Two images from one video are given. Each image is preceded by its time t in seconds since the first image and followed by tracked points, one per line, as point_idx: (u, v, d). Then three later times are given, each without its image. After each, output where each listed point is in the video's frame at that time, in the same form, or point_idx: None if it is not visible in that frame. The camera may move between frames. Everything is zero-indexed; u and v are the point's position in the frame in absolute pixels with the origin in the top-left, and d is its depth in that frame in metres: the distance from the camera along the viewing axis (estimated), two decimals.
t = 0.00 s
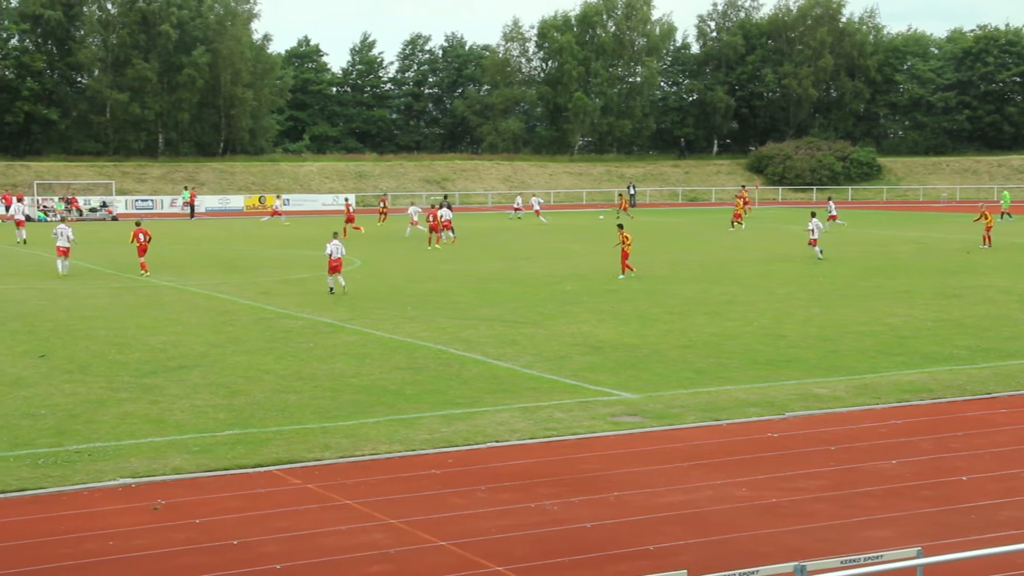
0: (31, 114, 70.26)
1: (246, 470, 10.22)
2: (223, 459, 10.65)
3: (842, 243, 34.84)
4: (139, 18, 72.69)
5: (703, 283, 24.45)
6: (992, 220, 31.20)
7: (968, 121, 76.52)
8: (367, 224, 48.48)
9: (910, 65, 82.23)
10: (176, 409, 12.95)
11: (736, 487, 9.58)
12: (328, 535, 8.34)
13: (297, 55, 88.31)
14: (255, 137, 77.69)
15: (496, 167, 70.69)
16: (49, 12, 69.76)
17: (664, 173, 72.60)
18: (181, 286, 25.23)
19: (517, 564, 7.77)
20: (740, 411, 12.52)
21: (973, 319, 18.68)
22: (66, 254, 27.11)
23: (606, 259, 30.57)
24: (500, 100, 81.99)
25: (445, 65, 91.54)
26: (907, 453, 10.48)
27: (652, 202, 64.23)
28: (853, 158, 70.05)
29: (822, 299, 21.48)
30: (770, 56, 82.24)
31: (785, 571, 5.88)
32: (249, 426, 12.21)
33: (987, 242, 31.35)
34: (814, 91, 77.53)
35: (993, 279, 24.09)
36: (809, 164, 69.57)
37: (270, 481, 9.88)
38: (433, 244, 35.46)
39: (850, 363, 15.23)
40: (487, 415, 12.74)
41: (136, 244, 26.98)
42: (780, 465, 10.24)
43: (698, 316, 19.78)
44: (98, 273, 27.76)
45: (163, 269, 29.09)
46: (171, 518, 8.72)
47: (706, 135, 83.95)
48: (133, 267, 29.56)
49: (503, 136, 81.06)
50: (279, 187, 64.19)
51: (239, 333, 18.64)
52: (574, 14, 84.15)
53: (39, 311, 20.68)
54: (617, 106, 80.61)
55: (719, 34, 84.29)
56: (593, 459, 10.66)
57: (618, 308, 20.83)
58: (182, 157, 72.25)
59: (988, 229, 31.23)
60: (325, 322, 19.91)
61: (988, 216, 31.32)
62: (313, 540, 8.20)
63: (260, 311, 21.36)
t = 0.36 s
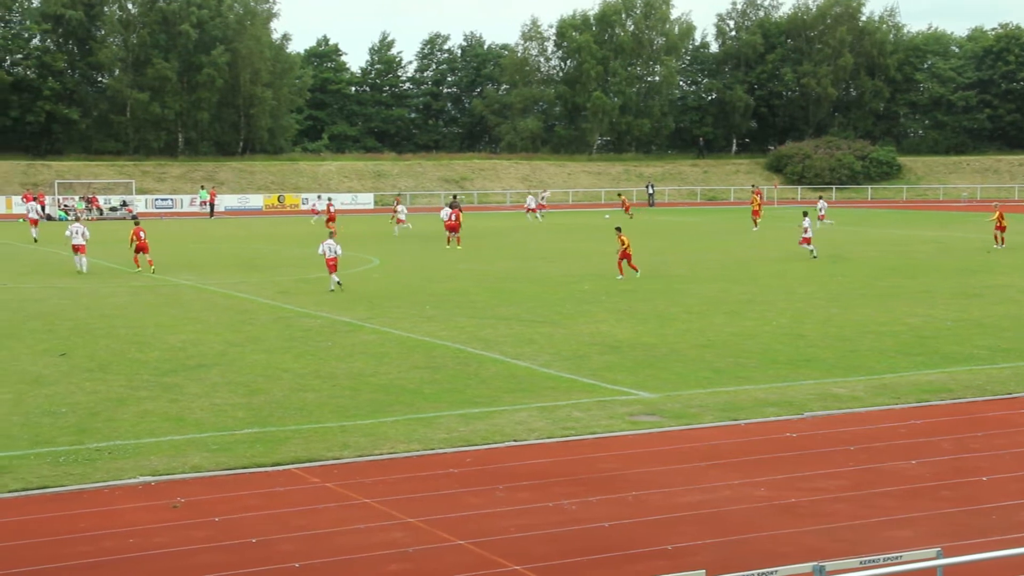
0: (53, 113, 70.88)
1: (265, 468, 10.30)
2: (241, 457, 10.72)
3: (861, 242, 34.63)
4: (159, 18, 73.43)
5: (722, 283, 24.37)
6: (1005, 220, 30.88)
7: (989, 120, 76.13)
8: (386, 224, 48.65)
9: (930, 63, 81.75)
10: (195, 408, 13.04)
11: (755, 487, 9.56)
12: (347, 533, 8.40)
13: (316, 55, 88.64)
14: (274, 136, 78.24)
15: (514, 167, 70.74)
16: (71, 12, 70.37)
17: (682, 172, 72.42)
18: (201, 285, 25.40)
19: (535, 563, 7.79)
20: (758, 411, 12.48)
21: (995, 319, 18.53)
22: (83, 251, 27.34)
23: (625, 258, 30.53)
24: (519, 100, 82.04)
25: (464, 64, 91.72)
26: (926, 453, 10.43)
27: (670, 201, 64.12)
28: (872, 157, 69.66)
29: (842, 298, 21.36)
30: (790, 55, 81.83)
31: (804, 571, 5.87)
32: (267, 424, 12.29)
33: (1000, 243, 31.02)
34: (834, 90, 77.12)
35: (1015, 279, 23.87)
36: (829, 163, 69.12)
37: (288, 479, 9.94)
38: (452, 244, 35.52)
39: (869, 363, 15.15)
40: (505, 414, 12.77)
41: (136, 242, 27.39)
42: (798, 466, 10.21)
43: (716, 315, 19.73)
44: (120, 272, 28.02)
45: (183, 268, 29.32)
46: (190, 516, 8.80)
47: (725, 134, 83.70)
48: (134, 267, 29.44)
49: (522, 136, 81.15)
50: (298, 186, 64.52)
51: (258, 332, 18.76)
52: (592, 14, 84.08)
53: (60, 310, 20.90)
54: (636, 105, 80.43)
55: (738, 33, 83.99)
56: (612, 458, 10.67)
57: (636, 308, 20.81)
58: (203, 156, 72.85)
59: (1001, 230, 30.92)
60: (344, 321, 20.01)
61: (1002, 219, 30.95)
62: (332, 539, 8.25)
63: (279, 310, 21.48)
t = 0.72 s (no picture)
0: (72, 113, 71.46)
1: (281, 467, 10.37)
2: (257, 456, 10.82)
3: (879, 241, 34.43)
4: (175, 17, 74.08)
5: (739, 282, 24.33)
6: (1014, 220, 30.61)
7: (1007, 120, 75.85)
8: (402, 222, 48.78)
9: (948, 62, 81.31)
10: (212, 407, 13.14)
11: (771, 487, 9.56)
12: (362, 533, 8.45)
13: (332, 54, 88.89)
14: (291, 135, 78.84)
15: (531, 165, 70.78)
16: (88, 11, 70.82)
17: (699, 171, 72.28)
18: (219, 284, 25.58)
19: (550, 562, 7.83)
20: (775, 410, 12.47)
21: (1013, 319, 18.41)
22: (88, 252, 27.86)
23: (641, 258, 30.51)
24: (535, 99, 81.98)
25: (480, 64, 91.82)
26: (942, 453, 10.40)
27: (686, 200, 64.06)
28: (889, 156, 69.33)
29: (858, 298, 21.27)
30: (807, 54, 81.46)
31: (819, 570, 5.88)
32: (284, 423, 12.37)
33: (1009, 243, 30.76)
34: (851, 89, 76.71)
35: None
36: (846, 163, 68.68)
37: (305, 478, 10.02)
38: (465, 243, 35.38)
39: (886, 362, 15.10)
40: (521, 413, 12.81)
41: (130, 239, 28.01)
42: (813, 465, 10.20)
43: (733, 314, 19.69)
44: (137, 271, 28.23)
45: (200, 267, 29.51)
46: (206, 515, 8.89)
47: (742, 133, 83.42)
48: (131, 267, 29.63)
49: (538, 135, 81.20)
50: (315, 185, 64.81)
51: (274, 331, 18.86)
52: (608, 13, 83.97)
53: (78, 309, 21.10)
54: (652, 105, 80.22)
55: (755, 32, 83.63)
56: (628, 457, 10.70)
57: (653, 307, 20.80)
58: (220, 155, 73.24)
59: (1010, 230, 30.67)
60: (360, 320, 20.09)
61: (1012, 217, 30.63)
62: (348, 538, 8.31)
63: (296, 309, 21.60)
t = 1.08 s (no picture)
0: (86, 113, 71.87)
1: (293, 466, 10.42)
2: (270, 455, 10.86)
3: (891, 241, 34.28)
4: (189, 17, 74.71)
5: (751, 282, 24.27)
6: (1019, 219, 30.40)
7: (1021, 119, 75.72)
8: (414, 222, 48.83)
9: (961, 61, 80.99)
10: (224, 406, 13.21)
11: (784, 487, 9.54)
12: (375, 532, 8.48)
13: (344, 54, 89.15)
14: (304, 135, 79.37)
15: (543, 165, 70.80)
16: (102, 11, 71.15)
17: (712, 170, 72.14)
18: (231, 283, 25.70)
19: (562, 562, 7.84)
20: (787, 410, 12.44)
21: None
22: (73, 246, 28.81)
23: (653, 257, 30.47)
24: (548, 98, 81.89)
25: (492, 63, 91.93)
26: (957, 453, 10.35)
27: (698, 199, 63.98)
28: (902, 156, 69.11)
29: (871, 298, 21.20)
30: (820, 53, 81.13)
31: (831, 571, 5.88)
32: (296, 423, 12.42)
33: (1015, 243, 30.56)
34: (864, 88, 76.43)
35: None
36: (859, 162, 68.43)
37: (317, 477, 10.06)
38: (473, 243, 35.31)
39: (898, 363, 15.04)
40: (533, 413, 12.81)
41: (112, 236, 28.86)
42: (827, 465, 10.17)
43: (745, 314, 19.65)
44: (150, 271, 28.38)
45: (212, 266, 29.63)
46: (219, 514, 8.93)
47: (755, 132, 83.18)
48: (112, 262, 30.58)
49: (550, 134, 81.22)
50: (327, 184, 65.00)
51: (286, 330, 18.92)
52: (620, 12, 83.97)
53: (92, 308, 21.23)
54: (665, 104, 80.09)
55: (767, 32, 83.28)
56: (641, 457, 10.69)
57: (665, 307, 20.76)
58: (233, 155, 73.59)
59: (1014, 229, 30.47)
60: (372, 320, 20.14)
61: (1015, 216, 30.45)
62: (359, 537, 8.34)
63: (308, 308, 21.66)
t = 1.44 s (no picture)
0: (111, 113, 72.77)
1: (316, 465, 10.50)
2: (293, 454, 10.95)
3: (916, 241, 34.01)
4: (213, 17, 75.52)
5: (774, 282, 24.16)
6: None
7: None
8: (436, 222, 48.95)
9: (987, 60, 80.39)
10: (248, 405, 13.33)
11: (807, 488, 9.51)
12: (398, 531, 8.53)
13: (367, 55, 89.58)
14: (326, 135, 80.10)
15: (565, 164, 70.77)
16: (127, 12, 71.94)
17: (734, 170, 71.84)
18: (255, 283, 25.88)
19: (585, 562, 7.86)
20: (811, 411, 12.39)
21: None
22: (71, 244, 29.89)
23: (676, 257, 30.40)
24: (570, 98, 81.81)
25: (515, 63, 92.09)
26: (984, 455, 10.27)
27: (721, 199, 63.74)
28: (927, 156, 68.56)
29: (895, 298, 21.06)
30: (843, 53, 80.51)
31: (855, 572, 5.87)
32: (320, 422, 12.50)
33: None
34: (888, 88, 75.93)
35: None
36: (882, 162, 67.94)
37: (341, 476, 10.14)
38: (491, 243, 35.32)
39: (923, 364, 14.93)
40: (556, 413, 12.83)
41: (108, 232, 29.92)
42: (851, 466, 10.13)
43: (768, 314, 19.57)
44: (175, 271, 28.64)
45: (236, 266, 29.82)
46: (243, 513, 9.01)
47: (778, 131, 82.80)
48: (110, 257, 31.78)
49: (572, 135, 81.28)
50: (350, 184, 65.30)
51: (309, 329, 19.05)
52: (642, 12, 83.92)
53: (118, 307, 21.46)
54: (687, 104, 79.88)
55: (791, 31, 82.75)
56: (663, 458, 10.70)
57: (687, 307, 20.72)
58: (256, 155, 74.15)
59: None
60: (395, 320, 20.22)
61: None
62: (382, 536, 8.40)
63: (331, 308, 21.77)
